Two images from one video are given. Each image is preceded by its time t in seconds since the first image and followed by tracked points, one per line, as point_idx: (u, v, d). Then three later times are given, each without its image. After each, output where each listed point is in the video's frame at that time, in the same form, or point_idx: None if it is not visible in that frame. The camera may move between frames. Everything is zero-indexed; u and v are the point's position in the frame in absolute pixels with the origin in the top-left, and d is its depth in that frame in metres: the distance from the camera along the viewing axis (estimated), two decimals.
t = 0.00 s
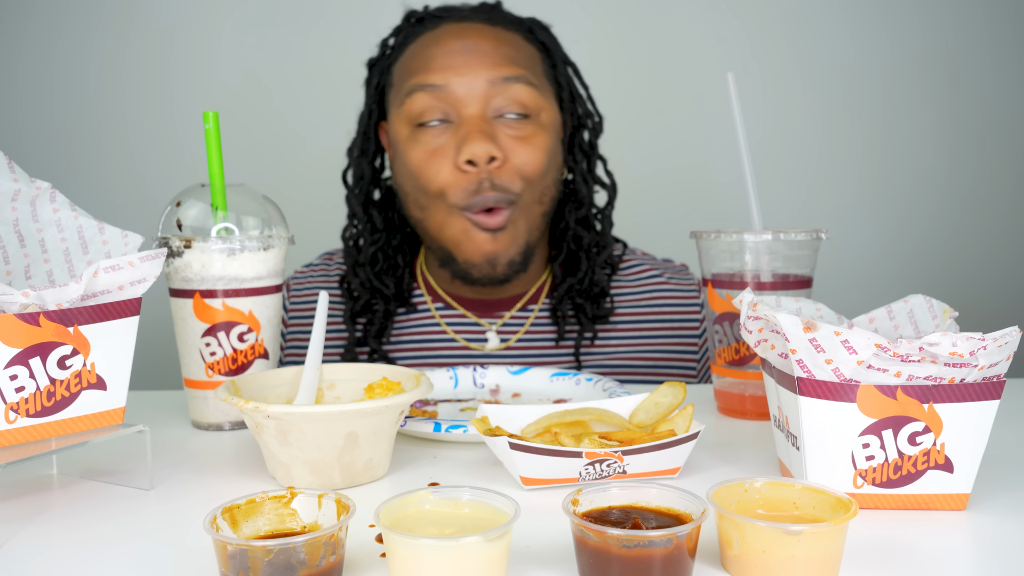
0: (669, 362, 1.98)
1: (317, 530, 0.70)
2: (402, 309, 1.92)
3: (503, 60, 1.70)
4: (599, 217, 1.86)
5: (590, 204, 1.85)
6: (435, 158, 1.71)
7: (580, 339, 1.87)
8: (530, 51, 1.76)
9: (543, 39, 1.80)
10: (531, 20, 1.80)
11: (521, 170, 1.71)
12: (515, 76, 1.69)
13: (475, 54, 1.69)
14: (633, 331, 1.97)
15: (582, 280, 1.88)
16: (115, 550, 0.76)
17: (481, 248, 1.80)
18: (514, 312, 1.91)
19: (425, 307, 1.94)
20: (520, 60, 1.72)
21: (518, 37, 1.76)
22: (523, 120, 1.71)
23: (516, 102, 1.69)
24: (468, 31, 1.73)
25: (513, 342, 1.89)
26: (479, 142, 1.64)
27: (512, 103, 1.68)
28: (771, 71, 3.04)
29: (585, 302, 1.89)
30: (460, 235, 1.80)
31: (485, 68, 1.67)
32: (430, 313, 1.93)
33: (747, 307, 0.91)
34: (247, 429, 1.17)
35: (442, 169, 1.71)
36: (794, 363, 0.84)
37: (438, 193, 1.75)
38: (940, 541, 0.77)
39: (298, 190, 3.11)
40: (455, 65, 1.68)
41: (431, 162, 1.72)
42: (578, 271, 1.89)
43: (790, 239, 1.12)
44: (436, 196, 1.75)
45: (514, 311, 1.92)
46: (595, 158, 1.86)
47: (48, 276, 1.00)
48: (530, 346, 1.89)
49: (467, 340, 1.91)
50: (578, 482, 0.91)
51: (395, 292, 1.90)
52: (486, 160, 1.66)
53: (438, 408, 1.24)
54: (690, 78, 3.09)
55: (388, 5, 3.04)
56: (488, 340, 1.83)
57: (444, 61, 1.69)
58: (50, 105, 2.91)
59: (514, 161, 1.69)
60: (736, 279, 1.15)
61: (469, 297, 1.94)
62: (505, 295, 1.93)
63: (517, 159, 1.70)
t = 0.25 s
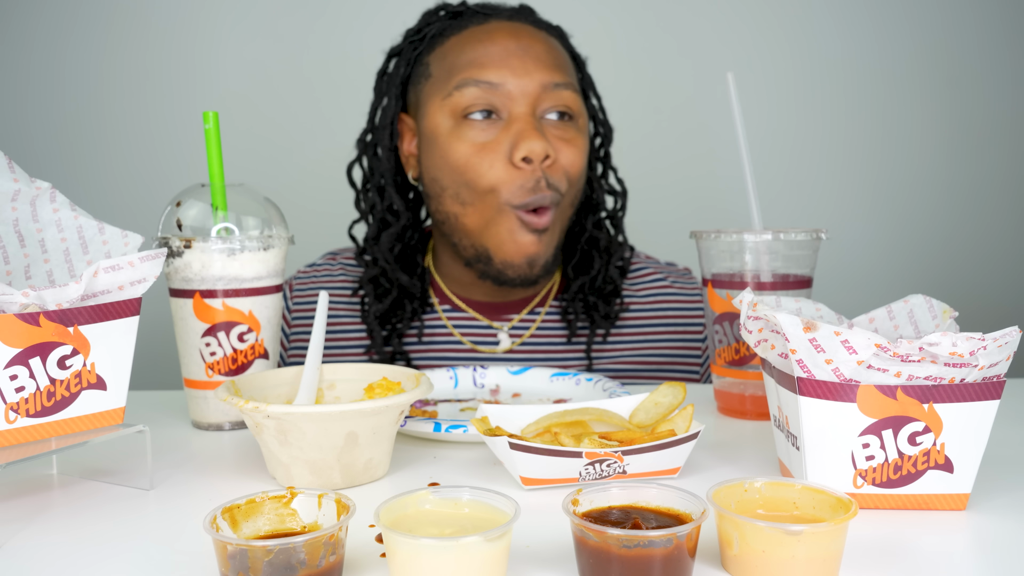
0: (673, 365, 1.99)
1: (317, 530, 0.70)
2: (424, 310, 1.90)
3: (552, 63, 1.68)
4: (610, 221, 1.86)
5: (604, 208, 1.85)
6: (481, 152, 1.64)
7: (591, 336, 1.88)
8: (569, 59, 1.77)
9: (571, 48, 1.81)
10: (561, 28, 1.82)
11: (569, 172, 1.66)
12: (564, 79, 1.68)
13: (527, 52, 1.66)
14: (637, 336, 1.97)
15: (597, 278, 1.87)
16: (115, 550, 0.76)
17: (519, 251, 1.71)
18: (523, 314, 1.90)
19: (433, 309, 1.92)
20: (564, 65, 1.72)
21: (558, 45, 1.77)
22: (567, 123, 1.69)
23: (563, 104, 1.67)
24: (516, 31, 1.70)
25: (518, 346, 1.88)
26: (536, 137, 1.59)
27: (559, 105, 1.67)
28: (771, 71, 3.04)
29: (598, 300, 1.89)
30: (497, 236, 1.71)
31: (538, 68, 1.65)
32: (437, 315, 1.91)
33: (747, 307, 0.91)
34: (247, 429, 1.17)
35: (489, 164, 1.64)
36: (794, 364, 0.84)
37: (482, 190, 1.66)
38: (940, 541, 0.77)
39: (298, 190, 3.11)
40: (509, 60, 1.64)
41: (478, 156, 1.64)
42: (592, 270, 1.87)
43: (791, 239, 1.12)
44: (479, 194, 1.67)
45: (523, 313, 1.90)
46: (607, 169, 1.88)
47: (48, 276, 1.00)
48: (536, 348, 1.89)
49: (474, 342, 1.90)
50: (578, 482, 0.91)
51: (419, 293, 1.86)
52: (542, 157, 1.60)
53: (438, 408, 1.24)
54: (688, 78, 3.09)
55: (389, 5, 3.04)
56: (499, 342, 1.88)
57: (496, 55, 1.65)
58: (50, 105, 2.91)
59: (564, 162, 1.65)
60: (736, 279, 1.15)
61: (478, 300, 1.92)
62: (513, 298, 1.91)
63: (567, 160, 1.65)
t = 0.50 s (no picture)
0: (676, 367, 1.99)
1: (317, 530, 0.70)
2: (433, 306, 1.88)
3: (564, 70, 1.68)
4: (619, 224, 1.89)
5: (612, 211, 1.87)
6: (485, 157, 1.66)
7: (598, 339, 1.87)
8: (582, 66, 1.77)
9: (585, 52, 1.81)
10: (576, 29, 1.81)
11: (572, 179, 1.68)
12: (576, 87, 1.68)
13: (540, 58, 1.66)
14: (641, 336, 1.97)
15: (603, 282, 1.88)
16: (115, 550, 0.76)
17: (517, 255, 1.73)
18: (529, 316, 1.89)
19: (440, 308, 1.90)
20: (577, 72, 1.71)
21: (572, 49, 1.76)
22: (575, 131, 1.70)
23: (573, 112, 1.68)
24: (531, 34, 1.70)
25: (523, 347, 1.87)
26: (539, 145, 1.61)
27: (569, 112, 1.67)
28: (769, 70, 3.04)
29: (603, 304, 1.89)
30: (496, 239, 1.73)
31: (550, 75, 1.65)
32: (446, 315, 1.89)
33: (747, 307, 0.91)
34: (247, 429, 1.17)
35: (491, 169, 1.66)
36: (794, 364, 0.84)
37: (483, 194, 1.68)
38: (939, 541, 0.77)
39: (298, 190, 3.11)
40: (520, 66, 1.64)
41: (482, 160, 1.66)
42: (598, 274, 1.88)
43: (790, 239, 1.12)
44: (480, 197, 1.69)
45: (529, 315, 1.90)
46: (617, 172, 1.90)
47: (48, 276, 1.00)
48: (541, 350, 1.88)
49: (484, 344, 1.88)
50: (578, 482, 0.91)
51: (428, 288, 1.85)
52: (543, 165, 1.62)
53: (439, 408, 1.24)
54: (685, 77, 3.09)
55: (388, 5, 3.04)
56: (506, 343, 1.85)
57: (508, 60, 1.65)
58: (49, 105, 2.91)
59: (567, 170, 1.66)
60: (736, 280, 1.15)
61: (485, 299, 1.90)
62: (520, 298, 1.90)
63: (570, 168, 1.67)
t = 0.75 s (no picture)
0: (676, 367, 1.99)
1: (317, 530, 0.70)
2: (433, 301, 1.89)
3: (569, 68, 1.68)
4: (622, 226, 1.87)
5: (616, 214, 1.86)
6: (486, 155, 1.65)
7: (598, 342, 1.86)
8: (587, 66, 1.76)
9: (591, 52, 1.81)
10: (583, 31, 1.81)
11: (573, 178, 1.67)
12: (580, 86, 1.68)
13: (545, 56, 1.66)
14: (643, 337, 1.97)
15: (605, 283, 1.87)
16: (115, 550, 0.76)
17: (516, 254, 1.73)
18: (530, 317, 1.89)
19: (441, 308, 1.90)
20: (583, 71, 1.71)
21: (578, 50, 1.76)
22: (578, 130, 1.69)
23: (577, 111, 1.67)
24: (537, 33, 1.69)
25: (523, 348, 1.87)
26: (541, 143, 1.60)
27: (572, 111, 1.67)
28: (768, 70, 3.04)
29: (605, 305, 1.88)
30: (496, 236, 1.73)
31: (554, 73, 1.64)
32: (446, 315, 1.89)
33: (747, 307, 0.91)
34: (247, 429, 1.17)
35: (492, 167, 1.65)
36: (794, 364, 0.84)
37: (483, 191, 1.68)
38: (939, 541, 0.77)
39: (298, 190, 3.11)
40: (525, 64, 1.64)
41: (483, 158, 1.65)
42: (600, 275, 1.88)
43: (791, 239, 1.12)
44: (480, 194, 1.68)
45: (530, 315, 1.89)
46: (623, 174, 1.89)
47: (48, 276, 1.00)
48: (542, 351, 1.88)
49: (484, 344, 1.87)
50: (578, 482, 0.91)
51: (429, 284, 1.85)
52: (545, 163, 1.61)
53: (439, 408, 1.24)
54: (684, 78, 3.09)
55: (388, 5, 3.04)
56: (507, 343, 1.85)
57: (513, 58, 1.64)
58: (49, 105, 2.91)
59: (569, 168, 1.65)
60: (736, 280, 1.15)
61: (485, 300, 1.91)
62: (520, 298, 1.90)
63: (572, 167, 1.66)
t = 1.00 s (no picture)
0: (678, 370, 1.98)
1: (318, 530, 0.70)
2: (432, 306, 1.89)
3: (567, 70, 1.68)
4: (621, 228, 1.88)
5: (615, 215, 1.87)
6: (485, 159, 1.65)
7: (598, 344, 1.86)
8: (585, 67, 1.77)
9: (588, 53, 1.82)
10: (581, 31, 1.82)
11: (573, 182, 1.67)
12: (579, 87, 1.68)
13: (543, 58, 1.66)
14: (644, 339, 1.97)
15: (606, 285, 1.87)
16: (115, 551, 0.76)
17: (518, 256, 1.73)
18: (529, 319, 1.89)
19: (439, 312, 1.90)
20: (580, 73, 1.71)
21: (576, 51, 1.77)
22: (577, 133, 1.69)
23: (576, 113, 1.68)
24: (534, 35, 1.70)
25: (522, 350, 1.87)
26: (541, 147, 1.60)
27: (571, 114, 1.67)
28: (768, 69, 3.04)
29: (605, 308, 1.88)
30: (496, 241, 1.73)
31: (552, 75, 1.65)
32: (443, 317, 1.90)
33: (747, 307, 0.91)
34: (247, 429, 1.17)
35: (491, 171, 1.65)
36: (794, 364, 0.84)
37: (482, 195, 1.68)
38: (939, 541, 0.77)
39: (298, 189, 3.11)
40: (523, 66, 1.64)
41: (482, 162, 1.65)
42: (599, 278, 1.88)
43: (790, 239, 1.12)
44: (479, 198, 1.68)
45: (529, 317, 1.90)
46: (621, 176, 1.90)
47: (48, 276, 1.00)
48: (541, 353, 1.88)
49: (482, 347, 1.87)
50: (578, 482, 0.91)
51: (428, 288, 1.86)
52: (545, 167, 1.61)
53: (438, 408, 1.24)
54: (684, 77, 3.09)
55: (387, 4, 3.04)
56: (506, 345, 1.85)
57: (511, 61, 1.64)
58: (50, 105, 2.91)
59: (569, 172, 1.65)
60: (736, 279, 1.15)
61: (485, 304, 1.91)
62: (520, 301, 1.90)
63: (572, 170, 1.66)
